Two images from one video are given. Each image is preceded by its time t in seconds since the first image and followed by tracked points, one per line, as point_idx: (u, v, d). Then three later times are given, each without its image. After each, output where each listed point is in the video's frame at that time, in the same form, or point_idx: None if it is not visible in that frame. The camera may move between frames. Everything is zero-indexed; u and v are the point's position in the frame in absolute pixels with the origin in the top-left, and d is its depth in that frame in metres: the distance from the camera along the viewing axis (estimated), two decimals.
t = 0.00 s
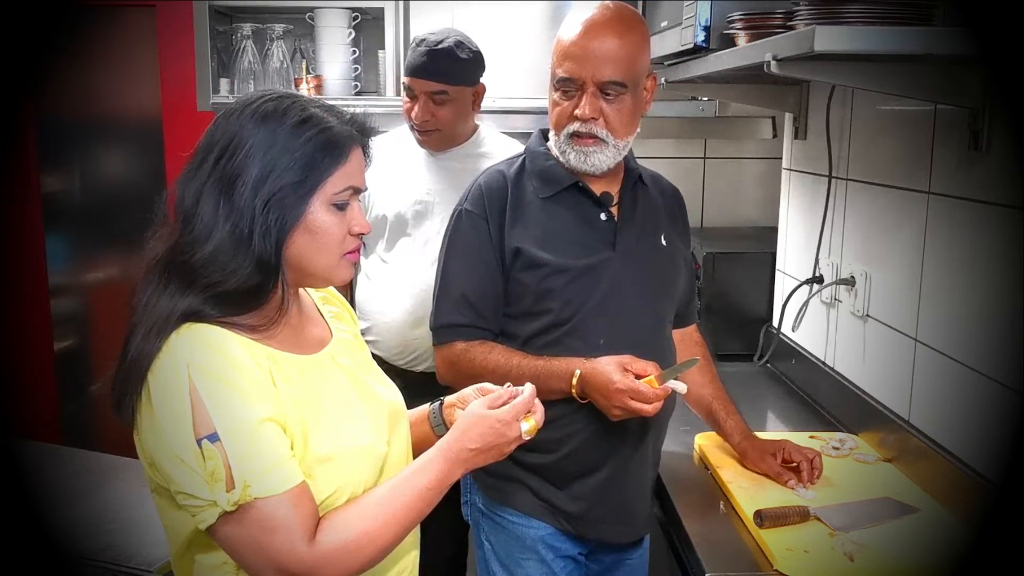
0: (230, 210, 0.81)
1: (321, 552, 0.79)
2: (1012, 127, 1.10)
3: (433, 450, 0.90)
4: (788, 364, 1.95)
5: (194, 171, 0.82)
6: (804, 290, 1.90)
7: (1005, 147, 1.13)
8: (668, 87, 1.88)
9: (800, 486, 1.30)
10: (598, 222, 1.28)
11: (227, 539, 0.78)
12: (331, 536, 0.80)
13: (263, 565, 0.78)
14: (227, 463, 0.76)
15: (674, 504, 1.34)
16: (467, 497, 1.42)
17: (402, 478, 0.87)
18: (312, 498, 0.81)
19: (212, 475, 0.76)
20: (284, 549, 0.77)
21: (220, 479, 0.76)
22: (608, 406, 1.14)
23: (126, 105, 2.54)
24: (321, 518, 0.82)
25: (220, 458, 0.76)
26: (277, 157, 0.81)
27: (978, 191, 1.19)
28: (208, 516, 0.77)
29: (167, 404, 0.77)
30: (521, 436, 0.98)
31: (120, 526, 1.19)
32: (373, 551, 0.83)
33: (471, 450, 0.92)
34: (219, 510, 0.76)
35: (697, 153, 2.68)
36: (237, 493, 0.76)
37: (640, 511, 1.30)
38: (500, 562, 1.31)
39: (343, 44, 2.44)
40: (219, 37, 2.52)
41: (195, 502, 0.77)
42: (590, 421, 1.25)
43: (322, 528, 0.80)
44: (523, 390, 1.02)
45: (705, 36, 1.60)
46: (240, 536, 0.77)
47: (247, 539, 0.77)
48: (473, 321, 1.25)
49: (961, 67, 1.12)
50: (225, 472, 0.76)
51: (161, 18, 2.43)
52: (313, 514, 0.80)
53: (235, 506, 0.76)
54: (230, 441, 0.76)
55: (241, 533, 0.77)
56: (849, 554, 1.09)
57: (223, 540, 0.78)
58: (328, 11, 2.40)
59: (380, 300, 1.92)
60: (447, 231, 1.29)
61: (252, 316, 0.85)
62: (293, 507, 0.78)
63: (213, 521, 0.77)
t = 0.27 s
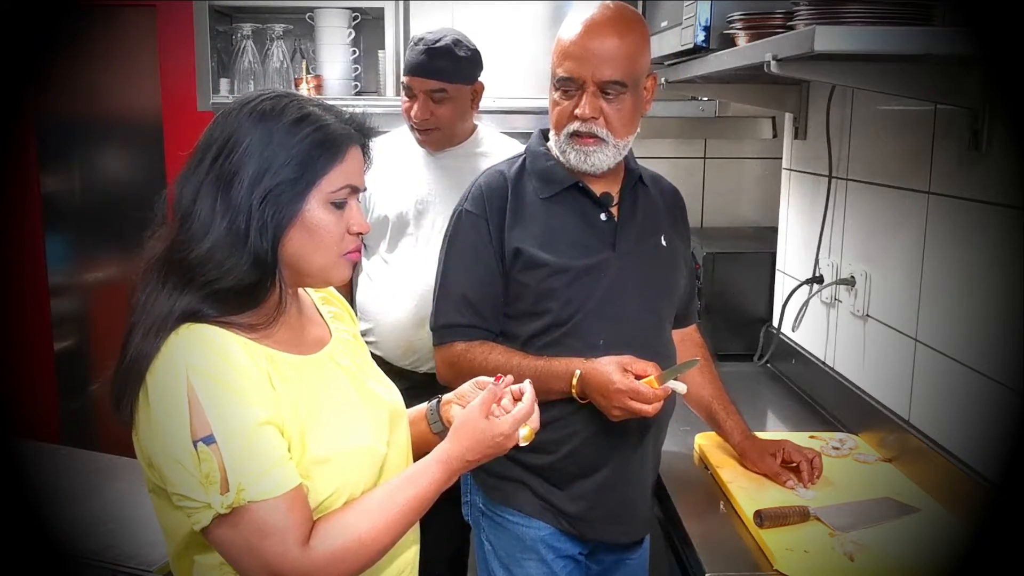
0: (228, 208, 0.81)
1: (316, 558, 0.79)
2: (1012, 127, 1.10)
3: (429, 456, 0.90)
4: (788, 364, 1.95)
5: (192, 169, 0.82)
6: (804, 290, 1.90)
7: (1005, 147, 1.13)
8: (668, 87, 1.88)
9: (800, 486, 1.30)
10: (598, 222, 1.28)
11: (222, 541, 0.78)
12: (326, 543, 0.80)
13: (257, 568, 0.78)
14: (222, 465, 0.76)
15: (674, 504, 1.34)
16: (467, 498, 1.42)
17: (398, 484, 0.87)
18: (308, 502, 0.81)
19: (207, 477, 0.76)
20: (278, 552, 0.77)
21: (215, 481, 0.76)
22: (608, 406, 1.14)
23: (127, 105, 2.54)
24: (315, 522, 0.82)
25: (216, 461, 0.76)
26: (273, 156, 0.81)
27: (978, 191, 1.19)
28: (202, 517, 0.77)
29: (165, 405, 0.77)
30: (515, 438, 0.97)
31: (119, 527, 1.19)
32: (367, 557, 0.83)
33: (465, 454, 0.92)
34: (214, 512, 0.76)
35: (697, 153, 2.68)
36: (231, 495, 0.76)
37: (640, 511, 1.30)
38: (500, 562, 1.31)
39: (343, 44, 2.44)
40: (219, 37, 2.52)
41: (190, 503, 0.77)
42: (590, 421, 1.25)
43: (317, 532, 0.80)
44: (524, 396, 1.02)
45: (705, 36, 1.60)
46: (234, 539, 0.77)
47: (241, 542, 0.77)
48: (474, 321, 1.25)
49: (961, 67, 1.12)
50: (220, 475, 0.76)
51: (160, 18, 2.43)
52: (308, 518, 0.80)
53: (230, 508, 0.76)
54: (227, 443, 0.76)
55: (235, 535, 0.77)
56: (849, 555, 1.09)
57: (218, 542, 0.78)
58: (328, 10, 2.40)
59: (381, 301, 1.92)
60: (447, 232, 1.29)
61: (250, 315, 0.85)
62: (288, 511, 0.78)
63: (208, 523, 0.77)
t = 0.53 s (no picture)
0: (228, 209, 0.81)
1: (317, 560, 0.79)
2: (1011, 127, 1.10)
3: (433, 460, 0.90)
4: (788, 364, 1.95)
5: (192, 170, 0.82)
6: (804, 290, 1.90)
7: (1005, 148, 1.13)
8: (668, 87, 1.88)
9: (800, 486, 1.30)
10: (598, 222, 1.28)
11: (223, 541, 0.78)
12: (329, 546, 0.80)
13: (259, 568, 0.78)
14: (223, 465, 0.76)
15: (674, 504, 1.34)
16: (467, 498, 1.42)
17: (400, 486, 0.87)
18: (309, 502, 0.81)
19: (208, 477, 0.76)
20: (279, 552, 0.77)
21: (216, 481, 0.76)
22: (608, 406, 1.14)
23: (127, 105, 2.54)
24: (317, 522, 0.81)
25: (217, 461, 0.76)
26: (273, 157, 0.81)
27: (978, 191, 1.19)
28: (204, 517, 0.77)
29: (165, 405, 0.77)
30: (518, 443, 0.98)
31: (119, 527, 1.19)
32: (368, 558, 0.83)
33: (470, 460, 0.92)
34: (215, 512, 0.76)
35: (698, 153, 2.68)
36: (233, 495, 0.76)
37: (640, 511, 1.30)
38: (500, 562, 1.31)
39: (343, 44, 2.44)
40: (219, 37, 2.52)
41: (191, 504, 0.77)
42: (589, 421, 1.25)
43: (319, 532, 0.80)
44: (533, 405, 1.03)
45: (705, 36, 1.60)
46: (236, 539, 0.77)
47: (243, 542, 0.77)
48: (474, 322, 1.25)
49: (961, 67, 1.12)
50: (222, 475, 0.76)
51: (160, 18, 2.43)
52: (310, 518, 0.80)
53: (231, 508, 0.76)
54: (227, 443, 0.76)
55: (237, 536, 0.77)
56: (849, 555, 1.09)
57: (220, 542, 0.78)
58: (328, 10, 2.40)
59: (381, 301, 1.92)
60: (446, 232, 1.29)
61: (251, 316, 0.85)
62: (290, 510, 0.78)
63: (209, 523, 0.77)
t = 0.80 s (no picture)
0: (233, 213, 0.80)
1: (351, 536, 0.79)
2: (1011, 127, 1.10)
3: (452, 432, 0.91)
4: (789, 364, 1.95)
5: (196, 173, 0.81)
6: (804, 290, 1.90)
7: (1005, 148, 1.13)
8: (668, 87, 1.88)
9: (800, 486, 1.30)
10: (598, 222, 1.28)
11: (249, 529, 0.78)
12: (359, 522, 0.80)
13: (290, 550, 0.77)
14: (244, 451, 0.76)
15: (674, 504, 1.34)
16: (467, 498, 1.42)
17: (421, 463, 0.87)
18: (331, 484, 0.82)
19: (230, 464, 0.76)
20: (311, 532, 0.77)
21: (239, 467, 0.76)
22: (609, 406, 1.14)
23: (127, 105, 2.54)
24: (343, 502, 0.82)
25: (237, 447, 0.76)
26: (280, 161, 0.80)
27: (978, 192, 1.19)
28: (228, 507, 0.77)
29: (176, 401, 0.77)
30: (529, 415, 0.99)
31: (119, 527, 1.19)
32: (399, 533, 0.83)
33: (489, 428, 0.93)
34: (241, 499, 0.76)
35: (698, 153, 2.68)
36: (257, 479, 0.76)
37: (640, 511, 1.30)
38: (500, 562, 1.31)
39: (343, 44, 2.44)
40: (220, 37, 2.52)
41: (212, 495, 0.77)
42: (590, 421, 1.25)
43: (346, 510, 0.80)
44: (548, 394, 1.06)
45: (705, 36, 1.60)
46: (264, 522, 0.77)
47: (271, 526, 0.77)
48: (474, 322, 1.25)
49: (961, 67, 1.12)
50: (244, 461, 0.76)
51: (160, 18, 2.43)
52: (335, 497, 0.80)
53: (257, 492, 0.76)
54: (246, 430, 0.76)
55: (264, 521, 0.77)
56: (849, 555, 1.09)
57: (246, 531, 0.78)
58: (328, 10, 2.40)
59: (381, 302, 1.92)
60: (446, 231, 1.29)
61: (255, 317, 0.86)
62: (316, 490, 0.78)
63: (234, 512, 0.77)
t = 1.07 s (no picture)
0: (256, 238, 0.79)
1: (419, 463, 0.83)
2: (1012, 127, 1.10)
3: (511, 376, 0.96)
4: (788, 364, 1.95)
5: (215, 192, 0.79)
6: (804, 290, 1.90)
7: (1005, 148, 1.13)
8: (668, 88, 1.88)
9: (800, 486, 1.30)
10: (598, 222, 1.28)
11: (306, 482, 0.77)
12: (428, 447, 0.84)
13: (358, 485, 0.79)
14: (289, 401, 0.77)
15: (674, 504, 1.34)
16: (467, 498, 1.42)
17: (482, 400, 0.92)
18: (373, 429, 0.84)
19: (276, 417, 0.76)
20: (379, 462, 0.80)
21: (288, 417, 0.77)
22: (610, 405, 1.15)
23: (127, 105, 2.54)
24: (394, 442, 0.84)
25: (285, 400, 0.77)
26: (307, 186, 0.79)
27: (978, 191, 1.19)
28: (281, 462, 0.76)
29: (199, 379, 0.76)
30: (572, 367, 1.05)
31: (119, 526, 1.19)
32: (464, 461, 0.87)
33: (543, 377, 0.98)
34: (295, 447, 0.76)
35: (697, 153, 2.68)
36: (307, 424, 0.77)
37: (640, 511, 1.30)
38: (500, 561, 1.31)
39: (343, 44, 2.44)
40: (219, 37, 2.52)
41: (257, 459, 0.75)
42: (590, 421, 1.25)
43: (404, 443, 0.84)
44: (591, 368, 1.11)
45: (705, 36, 1.60)
46: (329, 461, 0.78)
47: (337, 464, 0.78)
48: (474, 322, 1.25)
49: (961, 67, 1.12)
50: (293, 414, 0.77)
51: (160, 18, 2.43)
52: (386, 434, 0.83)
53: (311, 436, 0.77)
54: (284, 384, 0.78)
55: (327, 464, 0.78)
56: (849, 555, 1.09)
57: (304, 483, 0.77)
58: (328, 10, 2.40)
59: (380, 302, 1.92)
60: (446, 231, 1.29)
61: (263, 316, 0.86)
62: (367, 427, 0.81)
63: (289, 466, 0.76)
